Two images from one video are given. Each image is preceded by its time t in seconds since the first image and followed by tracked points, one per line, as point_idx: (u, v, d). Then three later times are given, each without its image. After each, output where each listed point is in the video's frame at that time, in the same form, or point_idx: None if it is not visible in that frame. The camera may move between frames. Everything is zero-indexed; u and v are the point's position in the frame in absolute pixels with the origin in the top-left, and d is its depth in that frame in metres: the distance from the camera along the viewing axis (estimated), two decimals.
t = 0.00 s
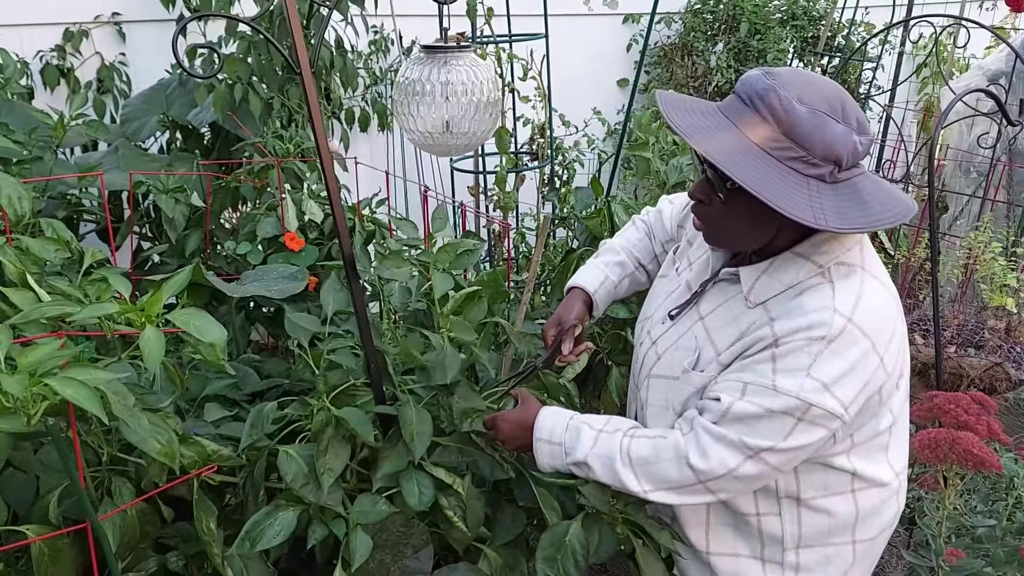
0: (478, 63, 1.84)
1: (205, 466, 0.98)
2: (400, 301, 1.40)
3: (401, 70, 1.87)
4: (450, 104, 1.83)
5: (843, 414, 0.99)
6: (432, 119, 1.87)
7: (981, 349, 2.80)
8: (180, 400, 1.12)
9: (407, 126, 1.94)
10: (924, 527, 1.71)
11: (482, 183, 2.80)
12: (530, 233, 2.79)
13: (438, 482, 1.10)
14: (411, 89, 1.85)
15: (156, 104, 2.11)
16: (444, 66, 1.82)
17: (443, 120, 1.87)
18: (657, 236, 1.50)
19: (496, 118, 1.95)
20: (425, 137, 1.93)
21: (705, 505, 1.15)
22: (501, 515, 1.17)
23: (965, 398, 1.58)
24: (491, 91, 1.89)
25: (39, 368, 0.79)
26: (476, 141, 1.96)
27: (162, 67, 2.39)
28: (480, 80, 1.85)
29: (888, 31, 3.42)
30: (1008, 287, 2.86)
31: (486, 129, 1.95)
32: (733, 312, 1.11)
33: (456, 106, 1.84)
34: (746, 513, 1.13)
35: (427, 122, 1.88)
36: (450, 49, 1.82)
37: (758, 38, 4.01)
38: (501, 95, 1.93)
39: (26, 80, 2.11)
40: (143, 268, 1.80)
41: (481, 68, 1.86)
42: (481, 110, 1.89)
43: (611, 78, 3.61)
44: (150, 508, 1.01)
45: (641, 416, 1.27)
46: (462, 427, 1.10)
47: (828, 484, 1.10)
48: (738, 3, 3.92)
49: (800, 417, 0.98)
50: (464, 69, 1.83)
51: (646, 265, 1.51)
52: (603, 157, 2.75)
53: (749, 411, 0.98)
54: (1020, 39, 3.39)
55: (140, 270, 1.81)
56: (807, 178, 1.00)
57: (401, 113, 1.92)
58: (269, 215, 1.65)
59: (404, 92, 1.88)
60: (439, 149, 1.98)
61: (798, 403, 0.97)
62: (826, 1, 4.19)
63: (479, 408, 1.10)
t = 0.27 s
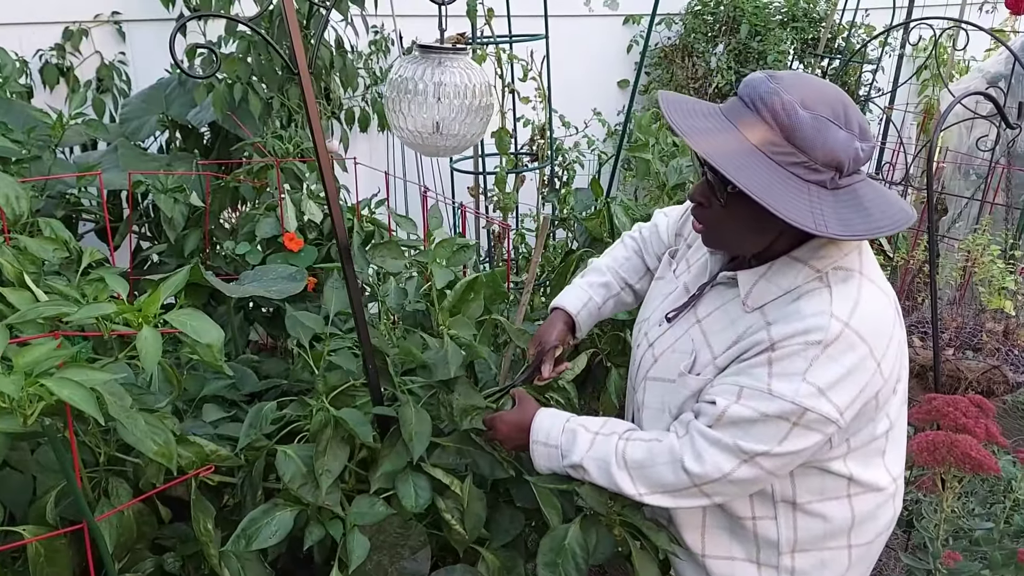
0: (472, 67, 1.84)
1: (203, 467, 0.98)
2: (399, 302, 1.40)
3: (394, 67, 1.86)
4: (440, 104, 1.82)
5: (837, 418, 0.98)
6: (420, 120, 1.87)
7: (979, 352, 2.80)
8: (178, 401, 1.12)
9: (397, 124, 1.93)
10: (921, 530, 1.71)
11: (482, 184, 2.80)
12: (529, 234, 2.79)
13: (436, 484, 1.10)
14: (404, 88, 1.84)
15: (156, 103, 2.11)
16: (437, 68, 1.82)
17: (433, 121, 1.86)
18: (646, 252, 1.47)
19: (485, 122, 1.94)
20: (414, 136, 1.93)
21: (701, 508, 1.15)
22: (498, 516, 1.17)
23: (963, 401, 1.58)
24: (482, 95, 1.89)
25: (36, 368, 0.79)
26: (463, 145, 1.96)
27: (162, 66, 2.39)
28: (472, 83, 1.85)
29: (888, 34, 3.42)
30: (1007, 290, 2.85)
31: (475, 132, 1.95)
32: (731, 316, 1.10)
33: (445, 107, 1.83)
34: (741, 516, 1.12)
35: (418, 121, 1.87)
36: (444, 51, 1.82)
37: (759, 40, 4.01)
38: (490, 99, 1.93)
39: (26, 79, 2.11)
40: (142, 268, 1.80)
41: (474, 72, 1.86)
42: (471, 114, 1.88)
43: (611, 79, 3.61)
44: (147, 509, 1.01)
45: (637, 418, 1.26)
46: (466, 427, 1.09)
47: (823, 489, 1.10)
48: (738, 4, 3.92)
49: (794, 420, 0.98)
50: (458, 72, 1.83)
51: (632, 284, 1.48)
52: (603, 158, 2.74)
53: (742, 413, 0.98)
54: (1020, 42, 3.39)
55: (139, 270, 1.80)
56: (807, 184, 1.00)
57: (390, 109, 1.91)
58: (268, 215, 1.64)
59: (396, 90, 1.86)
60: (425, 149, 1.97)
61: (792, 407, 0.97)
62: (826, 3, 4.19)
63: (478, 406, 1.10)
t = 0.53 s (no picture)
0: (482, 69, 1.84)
1: (205, 470, 0.99)
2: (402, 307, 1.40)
3: (405, 77, 1.87)
4: (454, 112, 1.84)
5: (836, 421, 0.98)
6: (437, 126, 1.88)
7: (979, 358, 2.80)
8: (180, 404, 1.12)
9: (414, 135, 1.94)
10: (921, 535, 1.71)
11: (484, 188, 2.80)
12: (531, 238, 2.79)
13: (437, 488, 1.10)
14: (416, 98, 1.85)
15: (160, 107, 2.11)
16: (447, 74, 1.82)
17: (447, 128, 1.88)
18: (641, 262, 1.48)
19: (500, 122, 1.95)
20: (431, 144, 1.94)
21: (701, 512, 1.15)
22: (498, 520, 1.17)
23: (963, 407, 1.58)
24: (494, 96, 1.89)
25: (39, 372, 0.79)
26: (479, 148, 1.98)
27: (166, 70, 2.40)
28: (481, 87, 1.85)
29: (891, 40, 3.42)
30: (1008, 296, 2.85)
31: (490, 133, 1.96)
32: (730, 321, 1.11)
33: (462, 115, 1.85)
34: (741, 521, 1.12)
35: (432, 130, 1.89)
36: (451, 57, 1.81)
37: (761, 45, 4.01)
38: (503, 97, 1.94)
39: (30, 83, 2.12)
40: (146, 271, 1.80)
41: (482, 74, 1.86)
42: (484, 115, 1.89)
43: (614, 84, 3.62)
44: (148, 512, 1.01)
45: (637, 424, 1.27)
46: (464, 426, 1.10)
47: (823, 493, 1.10)
48: (741, 10, 3.93)
49: (791, 423, 0.98)
50: (467, 76, 1.83)
51: (626, 294, 1.48)
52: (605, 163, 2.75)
53: (739, 417, 0.98)
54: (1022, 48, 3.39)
55: (141, 273, 1.81)
56: (806, 189, 1.01)
57: (406, 121, 1.92)
58: (271, 219, 1.65)
59: (409, 101, 1.88)
60: (444, 156, 1.99)
61: (790, 410, 0.97)
62: (829, 9, 4.20)
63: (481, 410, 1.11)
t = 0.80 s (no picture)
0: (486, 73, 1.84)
1: (206, 471, 1.01)
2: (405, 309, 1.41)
3: (410, 80, 1.88)
4: (459, 117, 1.85)
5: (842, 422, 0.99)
6: (441, 128, 1.88)
7: (981, 362, 2.80)
8: (182, 405, 1.12)
9: (416, 137, 1.96)
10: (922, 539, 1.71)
11: (487, 191, 2.81)
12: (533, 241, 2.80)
13: (439, 489, 1.10)
14: (420, 102, 1.86)
15: (164, 110, 2.11)
16: (451, 78, 1.81)
17: (450, 131, 1.89)
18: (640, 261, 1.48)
19: (503, 126, 1.96)
20: (436, 148, 1.95)
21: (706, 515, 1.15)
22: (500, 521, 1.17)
23: (964, 411, 1.58)
24: (497, 100, 1.90)
25: (44, 373, 0.80)
26: (484, 151, 1.99)
27: (169, 73, 2.41)
28: (486, 90, 1.85)
29: (892, 44, 3.43)
30: (1010, 301, 2.85)
31: (493, 137, 1.97)
32: (733, 325, 1.11)
33: (467, 119, 1.86)
34: (746, 523, 1.13)
35: (436, 133, 1.90)
36: (456, 61, 1.80)
37: (763, 50, 4.02)
38: (507, 101, 1.95)
39: (35, 86, 2.13)
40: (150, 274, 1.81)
41: (487, 78, 1.86)
42: (488, 119, 1.90)
43: (616, 88, 3.63)
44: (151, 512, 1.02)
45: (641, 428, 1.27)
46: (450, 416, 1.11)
47: (827, 495, 1.10)
48: (744, 14, 3.94)
49: (799, 426, 0.98)
50: (471, 80, 1.82)
51: (629, 295, 1.49)
52: (607, 166, 2.76)
53: (747, 422, 0.99)
54: None
55: (145, 275, 1.82)
56: (807, 195, 1.01)
57: (409, 123, 1.93)
58: (274, 222, 1.65)
59: (412, 105, 1.89)
60: (446, 159, 2.00)
61: (797, 413, 0.98)
62: (831, 13, 4.21)
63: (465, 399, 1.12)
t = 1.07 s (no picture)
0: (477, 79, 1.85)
1: (200, 476, 1.03)
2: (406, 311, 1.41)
3: (402, 79, 1.89)
4: (446, 118, 1.85)
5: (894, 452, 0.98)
6: (427, 130, 1.89)
7: (981, 365, 2.80)
8: (182, 407, 1.13)
9: (401, 135, 1.96)
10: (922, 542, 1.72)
11: (487, 194, 2.82)
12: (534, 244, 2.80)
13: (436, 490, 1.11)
14: (409, 100, 1.86)
15: (166, 112, 2.12)
16: (442, 81, 1.83)
17: (437, 133, 1.89)
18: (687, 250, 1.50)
19: (489, 134, 1.96)
20: (419, 148, 1.95)
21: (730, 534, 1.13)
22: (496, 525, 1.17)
23: (964, 414, 1.59)
24: (486, 107, 1.90)
25: (47, 373, 0.81)
26: (465, 156, 1.99)
27: (172, 76, 2.42)
28: (475, 96, 1.86)
29: (893, 48, 3.44)
30: (1010, 305, 2.86)
31: (477, 144, 1.97)
32: (747, 333, 1.11)
33: (452, 121, 1.86)
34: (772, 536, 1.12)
35: (422, 133, 1.90)
36: (449, 64, 1.81)
37: (764, 53, 4.03)
38: (497, 109, 1.95)
39: (38, 89, 2.14)
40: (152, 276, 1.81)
41: (477, 85, 1.87)
42: (474, 125, 1.90)
43: (617, 91, 3.64)
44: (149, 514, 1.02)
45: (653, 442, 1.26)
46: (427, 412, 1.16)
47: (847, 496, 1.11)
48: (744, 18, 3.95)
49: (864, 468, 0.96)
50: (463, 85, 1.83)
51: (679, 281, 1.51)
52: (607, 169, 2.77)
53: (815, 467, 0.96)
54: None
55: (146, 277, 1.82)
56: (802, 199, 1.02)
57: (396, 121, 1.94)
58: (275, 224, 1.66)
59: (402, 102, 1.89)
60: (428, 160, 2.00)
61: (858, 449, 0.96)
62: (831, 17, 4.22)
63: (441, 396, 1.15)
